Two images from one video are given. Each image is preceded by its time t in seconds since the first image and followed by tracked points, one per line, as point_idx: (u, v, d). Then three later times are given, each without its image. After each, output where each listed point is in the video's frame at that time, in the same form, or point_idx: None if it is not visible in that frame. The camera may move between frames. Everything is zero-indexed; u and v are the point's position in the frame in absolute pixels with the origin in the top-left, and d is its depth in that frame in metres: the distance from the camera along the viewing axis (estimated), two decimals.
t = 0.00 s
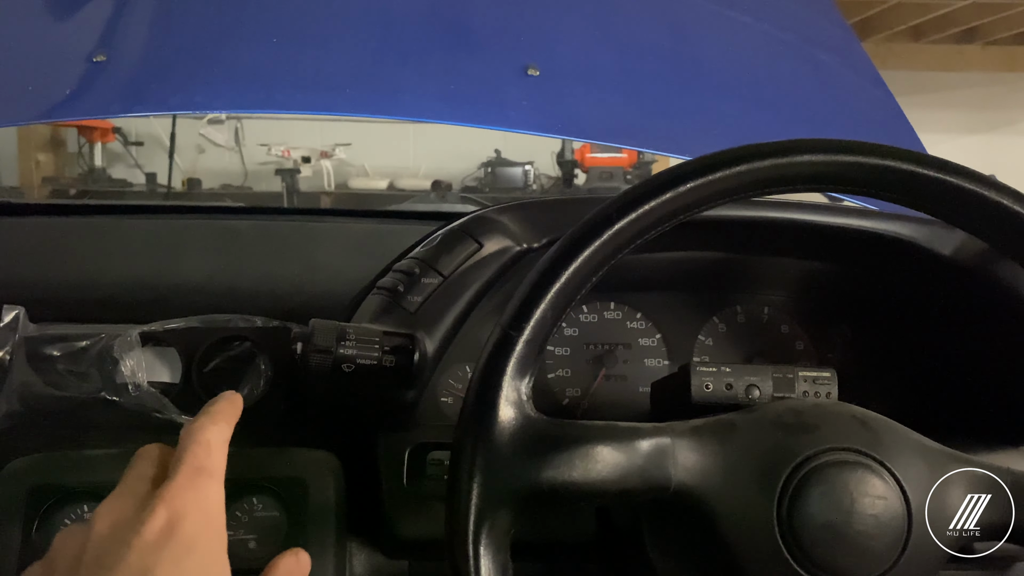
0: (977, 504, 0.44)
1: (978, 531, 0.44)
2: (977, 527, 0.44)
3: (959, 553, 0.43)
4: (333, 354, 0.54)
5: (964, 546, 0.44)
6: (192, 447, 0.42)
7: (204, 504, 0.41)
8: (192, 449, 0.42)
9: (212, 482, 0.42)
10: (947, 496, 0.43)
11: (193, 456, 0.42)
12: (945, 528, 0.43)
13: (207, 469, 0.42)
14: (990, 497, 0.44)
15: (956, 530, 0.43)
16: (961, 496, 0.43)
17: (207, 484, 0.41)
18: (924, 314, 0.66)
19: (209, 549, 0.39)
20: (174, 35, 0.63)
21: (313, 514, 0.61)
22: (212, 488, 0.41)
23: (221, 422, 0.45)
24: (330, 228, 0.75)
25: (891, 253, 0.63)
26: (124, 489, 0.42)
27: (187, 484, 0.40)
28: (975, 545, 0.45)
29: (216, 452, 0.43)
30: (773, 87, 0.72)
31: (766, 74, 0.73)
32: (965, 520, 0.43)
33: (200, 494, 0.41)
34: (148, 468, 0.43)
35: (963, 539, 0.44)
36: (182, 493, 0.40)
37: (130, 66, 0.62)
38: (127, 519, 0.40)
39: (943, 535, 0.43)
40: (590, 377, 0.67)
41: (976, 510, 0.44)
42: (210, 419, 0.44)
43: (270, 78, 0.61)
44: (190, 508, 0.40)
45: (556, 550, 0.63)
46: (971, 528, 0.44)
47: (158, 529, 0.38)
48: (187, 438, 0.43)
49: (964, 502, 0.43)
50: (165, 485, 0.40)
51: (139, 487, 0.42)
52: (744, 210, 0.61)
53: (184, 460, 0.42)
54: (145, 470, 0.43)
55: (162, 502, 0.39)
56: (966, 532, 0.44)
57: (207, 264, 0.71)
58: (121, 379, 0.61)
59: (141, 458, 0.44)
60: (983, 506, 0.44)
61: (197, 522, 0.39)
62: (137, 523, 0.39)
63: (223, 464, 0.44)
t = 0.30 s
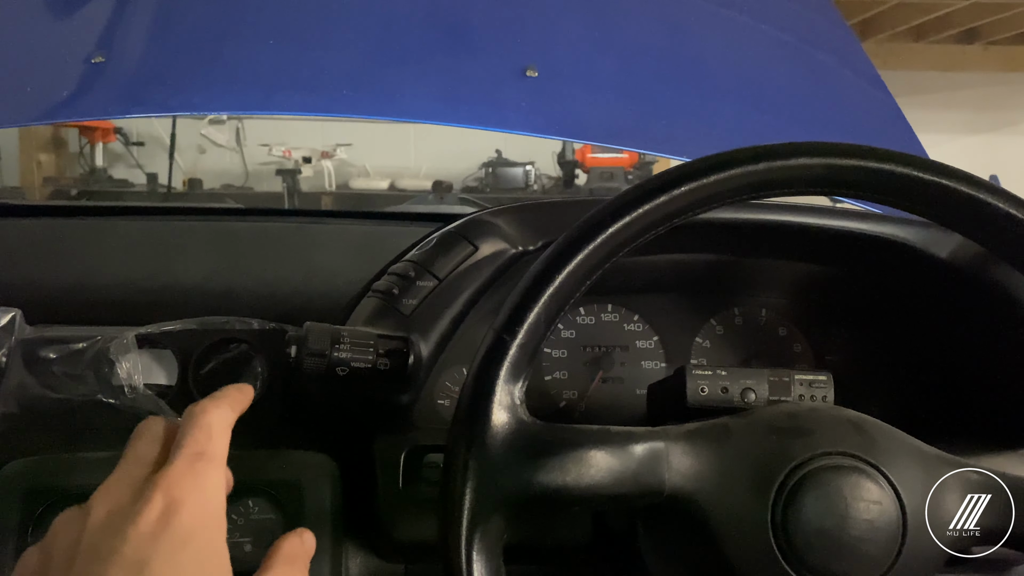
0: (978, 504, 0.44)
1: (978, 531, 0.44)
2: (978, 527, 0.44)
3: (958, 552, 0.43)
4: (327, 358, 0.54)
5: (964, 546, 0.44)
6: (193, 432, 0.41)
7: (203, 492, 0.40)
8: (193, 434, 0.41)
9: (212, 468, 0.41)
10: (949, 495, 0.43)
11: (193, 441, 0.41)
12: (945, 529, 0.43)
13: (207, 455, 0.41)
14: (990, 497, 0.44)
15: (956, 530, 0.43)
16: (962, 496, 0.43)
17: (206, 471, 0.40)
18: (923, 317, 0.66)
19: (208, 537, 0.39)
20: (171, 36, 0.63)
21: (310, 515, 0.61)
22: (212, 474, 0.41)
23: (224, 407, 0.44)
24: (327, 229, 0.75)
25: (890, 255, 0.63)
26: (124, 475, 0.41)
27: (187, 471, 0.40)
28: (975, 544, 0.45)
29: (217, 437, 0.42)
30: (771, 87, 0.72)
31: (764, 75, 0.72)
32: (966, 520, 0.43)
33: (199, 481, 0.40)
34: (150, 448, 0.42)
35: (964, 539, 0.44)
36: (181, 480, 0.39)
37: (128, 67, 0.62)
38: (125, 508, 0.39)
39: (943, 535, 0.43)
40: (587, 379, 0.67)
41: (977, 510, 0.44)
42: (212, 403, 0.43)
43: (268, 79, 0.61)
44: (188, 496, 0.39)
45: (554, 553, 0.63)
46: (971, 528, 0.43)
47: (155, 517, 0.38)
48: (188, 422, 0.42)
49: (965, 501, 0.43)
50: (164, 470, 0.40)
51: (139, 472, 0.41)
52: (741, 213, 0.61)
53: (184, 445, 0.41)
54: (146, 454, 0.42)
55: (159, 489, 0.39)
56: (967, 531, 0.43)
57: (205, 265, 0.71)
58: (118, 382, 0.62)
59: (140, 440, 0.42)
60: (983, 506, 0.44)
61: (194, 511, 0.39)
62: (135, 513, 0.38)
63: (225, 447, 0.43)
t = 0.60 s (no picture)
0: (977, 504, 0.43)
1: (978, 531, 0.44)
2: (978, 527, 0.44)
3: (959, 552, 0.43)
4: (335, 356, 0.54)
5: (963, 547, 0.43)
6: (200, 455, 0.42)
7: (208, 503, 0.39)
8: (200, 456, 0.42)
9: (219, 483, 0.40)
10: (947, 495, 0.43)
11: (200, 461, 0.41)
12: (945, 529, 0.43)
13: (212, 472, 0.41)
14: (990, 497, 0.44)
15: (956, 530, 0.43)
16: (961, 497, 0.43)
17: (212, 483, 0.40)
18: (929, 316, 0.66)
19: (216, 542, 0.37)
20: (178, 35, 0.63)
21: (316, 513, 0.61)
22: (218, 488, 0.40)
23: (231, 438, 0.44)
24: (334, 228, 0.75)
25: (896, 254, 0.63)
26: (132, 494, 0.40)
27: (191, 484, 0.39)
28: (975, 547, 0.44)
29: (222, 459, 0.42)
30: (776, 86, 0.72)
31: (770, 74, 0.73)
32: (966, 520, 0.43)
33: (204, 492, 0.39)
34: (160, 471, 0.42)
35: (963, 539, 0.43)
36: (186, 490, 0.39)
37: (135, 66, 0.62)
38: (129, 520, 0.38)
39: (943, 535, 0.43)
40: (593, 378, 0.67)
41: (976, 510, 0.43)
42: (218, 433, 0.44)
43: (274, 78, 0.61)
44: (193, 504, 0.38)
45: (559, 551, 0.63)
46: (971, 528, 0.43)
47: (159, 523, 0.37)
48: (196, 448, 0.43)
49: (964, 501, 0.43)
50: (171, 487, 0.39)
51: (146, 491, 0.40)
52: (748, 212, 0.61)
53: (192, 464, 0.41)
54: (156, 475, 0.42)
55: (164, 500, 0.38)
56: (967, 532, 0.43)
57: (212, 264, 0.71)
58: (126, 380, 0.61)
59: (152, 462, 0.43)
60: (983, 506, 0.44)
61: (199, 514, 0.38)
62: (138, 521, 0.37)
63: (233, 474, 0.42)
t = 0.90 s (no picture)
0: (978, 504, 0.43)
1: (978, 531, 0.44)
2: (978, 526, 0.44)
3: (960, 552, 0.43)
4: (338, 355, 0.54)
5: (963, 547, 0.44)
6: (197, 408, 0.38)
7: (208, 474, 0.37)
8: (197, 411, 0.38)
9: (220, 447, 0.38)
10: (947, 495, 0.43)
11: (197, 417, 0.38)
12: (945, 528, 0.43)
13: (211, 432, 0.38)
14: (990, 497, 0.44)
15: (956, 530, 0.43)
16: (961, 496, 0.43)
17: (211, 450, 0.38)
18: (929, 314, 0.66)
19: (222, 524, 0.37)
20: (180, 36, 0.63)
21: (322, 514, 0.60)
22: (218, 454, 0.38)
23: (235, 380, 0.40)
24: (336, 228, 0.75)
25: (897, 253, 0.63)
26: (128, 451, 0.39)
27: (188, 453, 0.37)
28: (975, 545, 0.44)
29: (221, 411, 0.39)
30: (777, 86, 0.72)
31: (770, 74, 0.73)
32: (966, 520, 0.43)
33: (204, 461, 0.37)
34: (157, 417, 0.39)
35: (964, 539, 0.43)
36: (184, 463, 0.37)
37: (138, 67, 0.62)
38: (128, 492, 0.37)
39: (943, 535, 0.43)
40: (595, 378, 0.67)
41: (977, 510, 0.43)
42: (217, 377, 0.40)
43: (276, 79, 0.61)
44: (192, 479, 0.37)
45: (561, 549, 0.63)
46: (971, 528, 0.43)
47: (158, 503, 0.36)
48: (192, 397, 0.39)
49: (964, 501, 0.43)
50: (168, 453, 0.37)
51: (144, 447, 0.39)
52: (748, 211, 0.61)
53: (189, 423, 0.38)
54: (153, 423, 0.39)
55: (161, 475, 0.37)
56: (968, 532, 0.43)
57: (215, 263, 0.71)
58: (128, 379, 0.63)
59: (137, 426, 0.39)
60: (984, 506, 0.44)
61: (201, 493, 0.37)
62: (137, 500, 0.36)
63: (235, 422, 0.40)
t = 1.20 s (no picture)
0: (977, 504, 0.43)
1: (979, 531, 0.43)
2: (979, 527, 0.43)
3: (960, 552, 0.43)
4: (347, 352, 0.54)
5: (963, 547, 0.43)
6: (202, 440, 0.39)
7: (217, 494, 0.36)
8: (201, 442, 0.39)
9: (227, 471, 0.38)
10: (945, 495, 0.42)
11: (204, 446, 0.38)
12: (944, 528, 0.42)
13: (216, 458, 0.38)
14: (990, 497, 0.43)
15: (956, 530, 0.42)
16: (959, 496, 0.42)
17: (218, 472, 0.37)
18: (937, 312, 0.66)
19: (231, 537, 0.35)
20: (185, 34, 0.63)
21: (327, 511, 0.61)
22: (226, 476, 0.37)
23: (235, 410, 0.41)
24: (343, 227, 0.75)
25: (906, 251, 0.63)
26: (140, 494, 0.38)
27: (195, 476, 0.37)
28: (975, 546, 0.43)
29: (225, 440, 0.39)
30: (784, 84, 0.72)
31: (778, 72, 0.73)
32: (965, 520, 0.42)
33: (210, 484, 0.37)
34: (166, 462, 0.40)
35: (963, 539, 0.43)
36: (191, 485, 0.36)
37: (144, 64, 0.62)
38: (139, 524, 0.36)
39: (942, 535, 0.42)
40: (602, 376, 0.67)
41: (976, 510, 0.43)
42: (217, 410, 0.41)
43: (283, 77, 0.61)
44: (199, 499, 0.36)
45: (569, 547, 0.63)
46: (972, 529, 0.43)
47: (166, 523, 0.35)
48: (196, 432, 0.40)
49: (963, 501, 0.42)
50: (176, 481, 0.37)
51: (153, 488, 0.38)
52: (756, 209, 0.61)
53: (195, 453, 0.38)
54: (162, 469, 0.39)
55: (169, 500, 0.36)
56: (968, 532, 0.43)
57: (220, 261, 0.71)
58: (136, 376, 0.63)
59: (157, 454, 0.40)
60: (984, 506, 0.43)
61: (207, 506, 0.35)
62: (146, 526, 0.35)
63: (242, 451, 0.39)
